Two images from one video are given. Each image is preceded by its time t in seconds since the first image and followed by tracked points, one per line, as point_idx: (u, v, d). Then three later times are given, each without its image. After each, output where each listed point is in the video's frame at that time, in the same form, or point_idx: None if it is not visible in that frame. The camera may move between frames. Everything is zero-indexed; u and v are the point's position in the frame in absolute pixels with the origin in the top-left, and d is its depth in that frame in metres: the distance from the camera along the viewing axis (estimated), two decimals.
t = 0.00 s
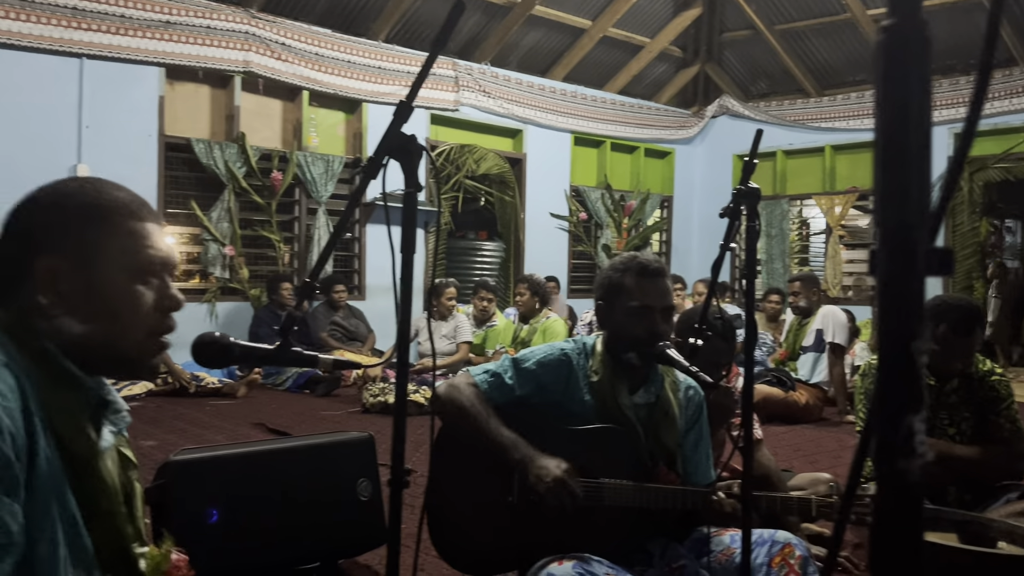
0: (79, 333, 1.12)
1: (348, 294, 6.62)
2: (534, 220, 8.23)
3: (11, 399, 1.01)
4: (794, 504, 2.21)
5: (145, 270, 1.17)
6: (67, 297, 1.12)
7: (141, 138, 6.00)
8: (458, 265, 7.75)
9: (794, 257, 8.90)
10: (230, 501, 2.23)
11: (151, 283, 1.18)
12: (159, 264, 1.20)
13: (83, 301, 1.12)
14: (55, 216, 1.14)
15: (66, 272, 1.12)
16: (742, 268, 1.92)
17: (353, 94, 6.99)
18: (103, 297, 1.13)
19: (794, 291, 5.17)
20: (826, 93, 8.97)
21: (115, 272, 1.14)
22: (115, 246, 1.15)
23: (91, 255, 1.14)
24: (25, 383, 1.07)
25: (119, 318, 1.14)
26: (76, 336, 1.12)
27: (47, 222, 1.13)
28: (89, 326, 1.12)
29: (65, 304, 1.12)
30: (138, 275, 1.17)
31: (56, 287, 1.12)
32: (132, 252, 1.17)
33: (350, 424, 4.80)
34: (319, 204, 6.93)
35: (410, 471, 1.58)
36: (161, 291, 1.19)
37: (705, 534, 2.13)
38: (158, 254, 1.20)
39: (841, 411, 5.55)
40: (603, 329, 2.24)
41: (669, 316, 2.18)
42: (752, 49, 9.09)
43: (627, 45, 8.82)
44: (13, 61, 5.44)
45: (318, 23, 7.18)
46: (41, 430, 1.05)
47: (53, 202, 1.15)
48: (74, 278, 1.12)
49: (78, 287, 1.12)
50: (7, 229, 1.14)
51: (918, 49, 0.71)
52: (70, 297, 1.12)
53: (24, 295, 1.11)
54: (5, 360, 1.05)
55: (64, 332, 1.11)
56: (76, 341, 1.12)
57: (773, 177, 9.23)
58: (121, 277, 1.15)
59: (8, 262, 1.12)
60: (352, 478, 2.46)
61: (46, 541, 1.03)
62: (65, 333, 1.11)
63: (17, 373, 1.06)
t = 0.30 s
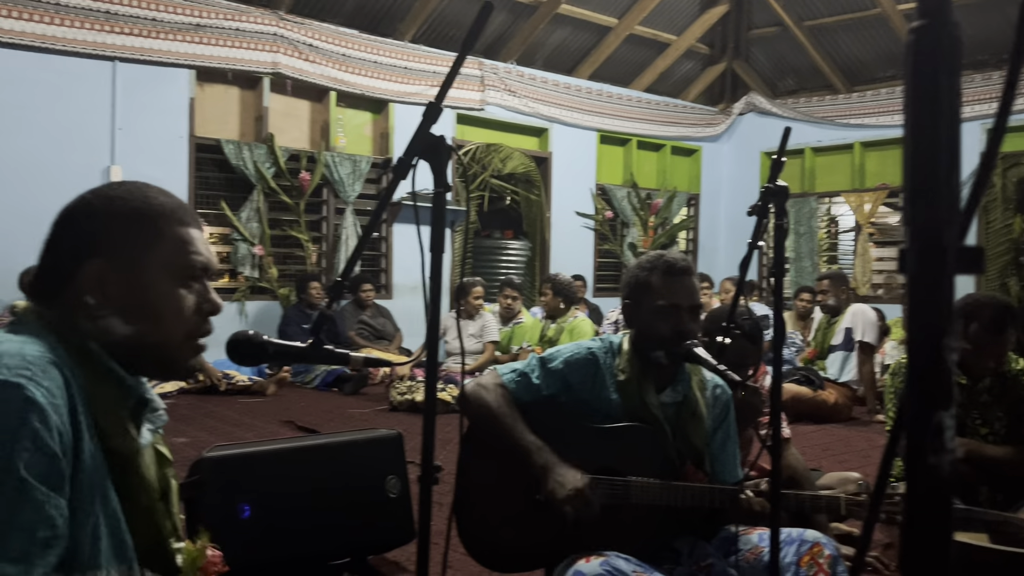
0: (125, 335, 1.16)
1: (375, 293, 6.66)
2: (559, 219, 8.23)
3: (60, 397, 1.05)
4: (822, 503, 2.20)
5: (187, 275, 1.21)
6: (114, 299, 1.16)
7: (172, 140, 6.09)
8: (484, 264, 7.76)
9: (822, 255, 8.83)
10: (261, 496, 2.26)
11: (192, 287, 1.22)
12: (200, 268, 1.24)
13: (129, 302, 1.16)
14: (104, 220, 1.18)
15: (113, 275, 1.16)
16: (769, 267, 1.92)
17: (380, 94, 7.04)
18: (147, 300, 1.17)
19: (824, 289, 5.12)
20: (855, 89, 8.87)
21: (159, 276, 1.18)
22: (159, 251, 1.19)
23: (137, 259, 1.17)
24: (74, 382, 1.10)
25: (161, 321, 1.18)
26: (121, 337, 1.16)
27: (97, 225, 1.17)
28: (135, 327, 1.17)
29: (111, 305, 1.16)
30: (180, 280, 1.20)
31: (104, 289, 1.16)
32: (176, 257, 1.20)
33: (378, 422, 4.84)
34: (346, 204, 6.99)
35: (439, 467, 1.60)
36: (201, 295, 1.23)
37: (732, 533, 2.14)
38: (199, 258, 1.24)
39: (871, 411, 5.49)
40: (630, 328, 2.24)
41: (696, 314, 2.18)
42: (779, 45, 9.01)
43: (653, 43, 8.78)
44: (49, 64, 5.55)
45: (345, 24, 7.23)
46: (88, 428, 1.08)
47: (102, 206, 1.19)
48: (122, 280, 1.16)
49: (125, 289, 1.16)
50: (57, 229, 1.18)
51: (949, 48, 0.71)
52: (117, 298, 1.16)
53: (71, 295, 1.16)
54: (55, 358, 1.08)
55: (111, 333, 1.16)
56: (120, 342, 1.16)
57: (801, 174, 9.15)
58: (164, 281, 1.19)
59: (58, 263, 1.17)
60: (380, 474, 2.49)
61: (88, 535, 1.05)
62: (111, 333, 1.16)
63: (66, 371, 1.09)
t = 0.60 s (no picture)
0: (142, 332, 1.18)
1: (396, 292, 6.69)
2: (580, 217, 8.22)
3: (91, 392, 1.07)
4: (846, 501, 2.19)
5: (206, 273, 1.23)
6: (133, 295, 1.18)
7: (196, 140, 6.16)
8: (504, 263, 7.77)
9: (845, 254, 8.76)
10: (285, 493, 2.28)
11: (211, 285, 1.23)
12: (220, 266, 1.25)
13: (147, 300, 1.18)
14: (126, 219, 1.20)
15: (133, 273, 1.18)
16: (792, 263, 1.91)
17: (400, 93, 7.06)
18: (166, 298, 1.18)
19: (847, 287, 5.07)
20: (879, 85, 8.79)
21: (179, 273, 1.20)
22: (178, 249, 1.21)
23: (156, 257, 1.19)
24: (103, 377, 1.12)
25: (179, 318, 1.20)
26: (141, 334, 1.18)
27: (118, 224, 1.20)
28: (152, 325, 1.18)
29: (131, 302, 1.18)
30: (200, 278, 1.22)
31: (124, 286, 1.18)
32: (195, 255, 1.22)
33: (400, 420, 4.87)
34: (368, 203, 7.02)
35: (462, 464, 1.61)
36: (222, 294, 1.24)
37: (755, 532, 2.14)
38: (220, 257, 1.25)
39: (895, 410, 5.44)
40: (651, 325, 2.24)
41: (718, 312, 2.17)
42: (801, 42, 8.94)
43: (673, 40, 8.75)
44: (75, 66, 5.63)
45: (366, 24, 7.27)
46: (117, 421, 1.10)
47: (126, 205, 1.21)
48: (141, 277, 1.18)
49: (144, 286, 1.18)
50: (84, 227, 1.21)
51: (973, 42, 0.71)
52: (137, 295, 1.18)
53: (95, 292, 1.18)
54: (82, 353, 1.11)
55: (130, 329, 1.17)
56: (138, 339, 1.18)
57: (824, 172, 9.09)
58: (183, 278, 1.20)
59: (84, 261, 1.20)
60: (402, 472, 2.50)
61: (120, 527, 1.07)
62: (130, 330, 1.17)
63: (94, 366, 1.11)
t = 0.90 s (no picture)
0: (169, 327, 1.19)
1: (415, 289, 6.70)
2: (598, 214, 8.20)
3: (118, 387, 1.08)
4: (869, 498, 2.18)
5: (234, 271, 1.23)
6: (160, 291, 1.19)
7: (216, 138, 6.20)
8: (522, 260, 7.77)
9: (866, 250, 8.69)
10: (306, 487, 2.29)
11: (239, 283, 1.24)
12: (247, 264, 1.26)
13: (175, 296, 1.19)
14: (155, 216, 1.21)
15: (161, 268, 1.19)
16: (814, 259, 1.90)
17: (418, 91, 7.07)
18: (193, 294, 1.20)
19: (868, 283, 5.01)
20: (901, 80, 8.70)
21: (207, 270, 1.21)
22: (207, 246, 1.21)
23: (183, 254, 1.20)
24: (132, 373, 1.13)
25: (206, 314, 1.21)
26: (168, 328, 1.19)
27: (147, 220, 1.20)
28: (180, 321, 1.20)
29: (158, 298, 1.19)
30: (227, 275, 1.23)
31: (151, 282, 1.19)
32: (223, 252, 1.23)
33: (418, 416, 4.88)
34: (386, 200, 7.03)
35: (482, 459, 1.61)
36: (249, 292, 1.25)
37: (776, 528, 2.13)
38: (247, 255, 1.26)
39: (917, 407, 5.39)
40: (671, 320, 2.23)
41: (738, 307, 2.16)
42: (821, 36, 8.87)
43: (692, 36, 8.70)
44: (96, 64, 5.68)
45: (384, 22, 7.28)
46: (143, 417, 1.11)
47: (155, 202, 1.22)
48: (168, 274, 1.19)
49: (172, 282, 1.19)
50: (114, 222, 1.22)
51: (1004, 26, 0.70)
52: (164, 291, 1.19)
53: (123, 287, 1.20)
54: (113, 349, 1.12)
55: (158, 325, 1.19)
56: (167, 334, 1.20)
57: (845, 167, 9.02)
58: (211, 275, 1.21)
59: (113, 255, 1.21)
60: (423, 467, 2.51)
61: (147, 522, 1.08)
62: (158, 325, 1.19)
63: (123, 362, 1.12)
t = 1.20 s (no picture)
0: (188, 311, 1.20)
1: (432, 286, 6.70)
2: (616, 210, 8.18)
3: (149, 368, 1.08)
4: (896, 492, 2.15)
5: (253, 259, 1.23)
6: (179, 276, 1.20)
7: (235, 135, 6.23)
8: (539, 256, 7.75)
9: (886, 246, 8.62)
10: (327, 480, 2.29)
11: (257, 271, 1.24)
12: (266, 252, 1.25)
13: (191, 280, 1.20)
14: (178, 204, 1.22)
15: (179, 253, 1.20)
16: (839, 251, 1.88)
17: (435, 87, 7.07)
18: (209, 280, 1.20)
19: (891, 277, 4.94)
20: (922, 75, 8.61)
21: (224, 257, 1.21)
22: (226, 234, 1.21)
23: (203, 241, 1.20)
24: (161, 358, 1.14)
25: (224, 301, 1.21)
26: (185, 313, 1.20)
27: (170, 207, 1.21)
28: (198, 305, 1.20)
29: (177, 282, 1.20)
30: (246, 262, 1.22)
31: (172, 266, 1.20)
32: (242, 239, 1.22)
33: (437, 411, 4.89)
34: (404, 197, 7.04)
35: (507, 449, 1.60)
36: (268, 280, 1.24)
37: (800, 523, 2.13)
38: (265, 242, 1.24)
39: (939, 404, 5.34)
40: (694, 314, 2.21)
41: (763, 299, 2.12)
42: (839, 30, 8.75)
43: (710, 31, 8.64)
44: (116, 62, 5.72)
45: (401, 18, 7.28)
46: (173, 401, 1.12)
47: (179, 189, 1.22)
48: (188, 259, 1.20)
49: (190, 268, 1.20)
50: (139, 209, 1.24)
51: None
52: (182, 276, 1.20)
53: (145, 272, 1.20)
54: (145, 333, 1.13)
55: (176, 310, 1.20)
56: (185, 318, 1.20)
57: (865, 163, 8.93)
58: (229, 262, 1.21)
59: (136, 241, 1.22)
60: (443, 461, 2.51)
61: (173, 506, 1.09)
62: (177, 309, 1.20)
63: (154, 346, 1.13)
